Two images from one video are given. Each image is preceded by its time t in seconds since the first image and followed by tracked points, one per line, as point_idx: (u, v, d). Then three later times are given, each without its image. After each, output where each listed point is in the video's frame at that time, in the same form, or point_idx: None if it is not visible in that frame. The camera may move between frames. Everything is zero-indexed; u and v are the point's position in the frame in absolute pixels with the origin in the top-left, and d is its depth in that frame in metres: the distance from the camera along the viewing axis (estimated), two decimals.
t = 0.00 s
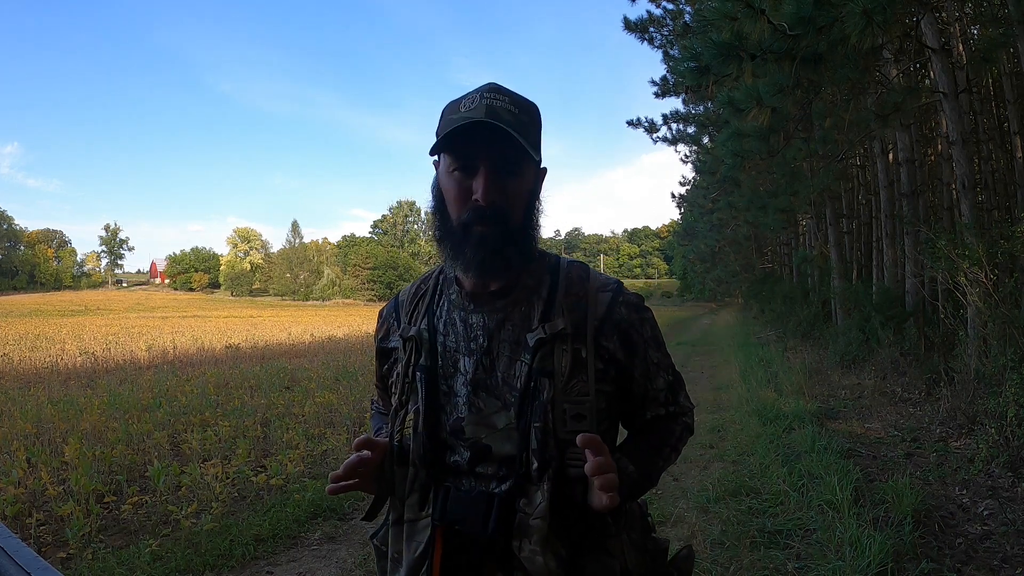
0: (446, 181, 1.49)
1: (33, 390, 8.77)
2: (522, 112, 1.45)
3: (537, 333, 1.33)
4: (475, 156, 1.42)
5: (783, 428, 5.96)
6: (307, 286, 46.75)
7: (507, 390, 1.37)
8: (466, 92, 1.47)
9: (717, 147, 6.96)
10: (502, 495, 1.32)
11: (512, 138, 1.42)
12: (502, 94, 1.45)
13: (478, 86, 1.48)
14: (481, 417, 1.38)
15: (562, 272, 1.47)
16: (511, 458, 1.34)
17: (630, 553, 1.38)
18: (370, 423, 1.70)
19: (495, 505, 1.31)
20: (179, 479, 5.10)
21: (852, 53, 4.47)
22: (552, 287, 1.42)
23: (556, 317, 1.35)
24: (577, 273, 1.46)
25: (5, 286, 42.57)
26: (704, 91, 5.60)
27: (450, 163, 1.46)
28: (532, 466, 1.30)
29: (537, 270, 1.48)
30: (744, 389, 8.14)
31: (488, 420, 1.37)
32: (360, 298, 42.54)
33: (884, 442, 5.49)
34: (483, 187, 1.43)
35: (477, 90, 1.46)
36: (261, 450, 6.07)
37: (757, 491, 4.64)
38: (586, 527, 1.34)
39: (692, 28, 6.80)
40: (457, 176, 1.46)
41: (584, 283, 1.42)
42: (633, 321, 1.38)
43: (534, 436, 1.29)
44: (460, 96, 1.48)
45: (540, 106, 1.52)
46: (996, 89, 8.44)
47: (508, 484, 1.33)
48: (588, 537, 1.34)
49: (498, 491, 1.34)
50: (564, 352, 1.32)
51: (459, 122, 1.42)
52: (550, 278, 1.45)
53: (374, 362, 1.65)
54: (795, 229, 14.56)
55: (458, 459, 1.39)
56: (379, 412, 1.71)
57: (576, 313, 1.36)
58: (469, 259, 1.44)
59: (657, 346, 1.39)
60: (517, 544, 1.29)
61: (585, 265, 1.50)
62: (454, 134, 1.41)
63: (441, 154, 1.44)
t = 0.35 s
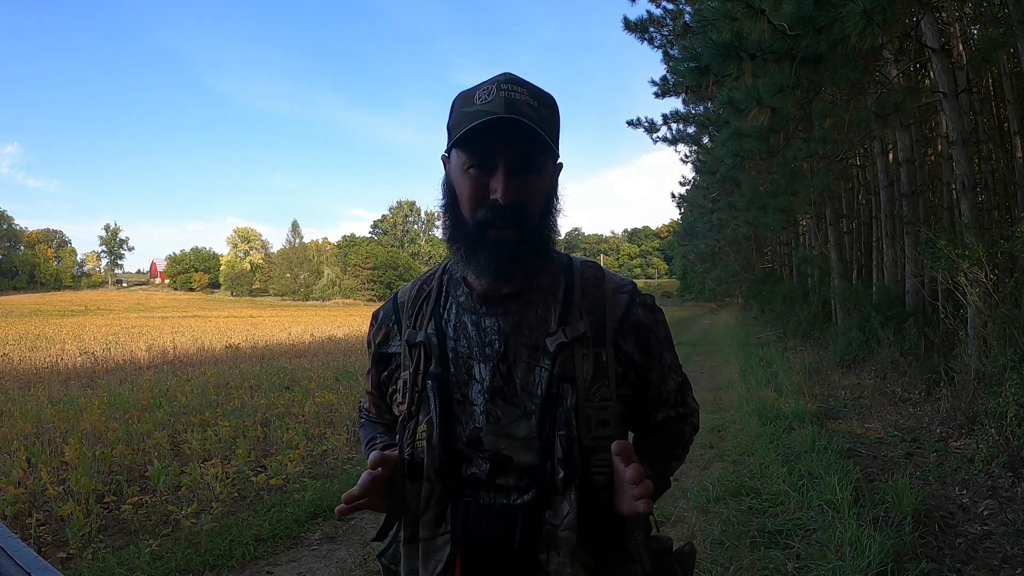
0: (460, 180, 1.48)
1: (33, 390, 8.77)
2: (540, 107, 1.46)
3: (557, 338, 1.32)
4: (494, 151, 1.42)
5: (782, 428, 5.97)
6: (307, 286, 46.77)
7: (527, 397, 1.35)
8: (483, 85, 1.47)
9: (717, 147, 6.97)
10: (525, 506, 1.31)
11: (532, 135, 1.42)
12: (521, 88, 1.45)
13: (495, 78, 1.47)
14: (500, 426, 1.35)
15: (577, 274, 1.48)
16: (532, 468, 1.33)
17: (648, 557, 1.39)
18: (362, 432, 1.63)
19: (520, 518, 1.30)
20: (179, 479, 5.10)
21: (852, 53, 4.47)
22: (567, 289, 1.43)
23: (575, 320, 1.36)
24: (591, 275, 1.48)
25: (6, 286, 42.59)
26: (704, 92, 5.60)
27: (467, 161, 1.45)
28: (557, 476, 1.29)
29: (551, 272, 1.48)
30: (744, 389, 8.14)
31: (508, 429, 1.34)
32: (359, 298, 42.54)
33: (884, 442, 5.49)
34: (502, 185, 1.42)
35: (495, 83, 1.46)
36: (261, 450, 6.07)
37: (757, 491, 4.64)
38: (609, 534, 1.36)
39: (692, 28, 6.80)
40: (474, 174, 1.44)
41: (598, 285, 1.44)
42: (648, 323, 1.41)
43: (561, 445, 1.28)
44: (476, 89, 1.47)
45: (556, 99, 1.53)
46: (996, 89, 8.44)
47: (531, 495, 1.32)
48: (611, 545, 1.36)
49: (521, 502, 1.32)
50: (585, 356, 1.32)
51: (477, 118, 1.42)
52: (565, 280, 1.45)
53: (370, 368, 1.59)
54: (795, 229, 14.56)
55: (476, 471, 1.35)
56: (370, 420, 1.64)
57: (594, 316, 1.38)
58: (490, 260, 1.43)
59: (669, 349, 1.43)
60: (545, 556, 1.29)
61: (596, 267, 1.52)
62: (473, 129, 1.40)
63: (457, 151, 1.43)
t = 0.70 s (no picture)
0: (469, 176, 1.48)
1: (33, 390, 8.77)
2: (548, 101, 1.47)
3: (564, 339, 1.33)
4: (503, 145, 1.42)
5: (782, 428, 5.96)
6: (307, 287, 46.78)
7: (534, 399, 1.36)
8: (490, 80, 1.47)
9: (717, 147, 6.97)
10: (532, 511, 1.31)
11: (541, 129, 1.43)
12: (528, 82, 1.46)
13: (501, 73, 1.48)
14: (506, 429, 1.35)
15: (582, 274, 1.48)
16: (539, 471, 1.33)
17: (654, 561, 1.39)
18: (362, 435, 1.62)
19: (528, 523, 1.29)
20: (179, 479, 5.10)
21: (851, 54, 4.47)
22: (573, 290, 1.43)
23: (582, 322, 1.36)
24: (598, 275, 1.48)
25: (6, 286, 42.59)
26: (704, 92, 5.60)
27: (475, 156, 1.44)
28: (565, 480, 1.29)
29: (557, 272, 1.48)
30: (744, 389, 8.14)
31: (514, 432, 1.35)
32: (359, 298, 42.55)
33: (884, 442, 5.49)
34: (512, 179, 1.43)
35: (502, 78, 1.46)
36: (261, 450, 6.07)
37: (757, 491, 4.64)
38: (616, 538, 1.35)
39: (691, 28, 6.80)
40: (482, 170, 1.45)
41: (605, 285, 1.44)
42: (655, 324, 1.41)
43: (568, 448, 1.28)
44: (483, 85, 1.48)
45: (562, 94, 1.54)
46: (997, 89, 8.43)
47: (538, 500, 1.31)
48: (618, 549, 1.35)
49: (527, 506, 1.32)
50: (591, 358, 1.33)
51: (485, 113, 1.42)
52: (571, 280, 1.46)
53: (371, 370, 1.59)
54: (795, 229, 14.56)
55: (481, 475, 1.35)
56: (370, 423, 1.64)
57: (601, 318, 1.38)
58: (501, 254, 1.42)
59: (677, 350, 1.42)
60: (552, 562, 1.29)
61: (602, 266, 1.52)
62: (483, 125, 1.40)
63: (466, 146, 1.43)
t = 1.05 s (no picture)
0: (478, 178, 1.45)
1: (33, 390, 8.77)
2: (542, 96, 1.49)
3: (570, 336, 1.35)
4: (512, 141, 1.41)
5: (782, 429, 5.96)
6: (307, 287, 46.78)
7: (542, 396, 1.36)
8: (482, 86, 1.48)
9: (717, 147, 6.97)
10: (543, 505, 1.31)
11: (542, 121, 1.44)
12: (520, 81, 1.48)
13: (490, 79, 1.50)
14: (515, 425, 1.35)
15: (585, 271, 1.49)
16: (549, 466, 1.33)
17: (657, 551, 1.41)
18: (360, 437, 1.60)
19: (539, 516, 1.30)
20: (179, 479, 5.09)
21: (852, 54, 4.47)
22: (578, 288, 1.45)
23: (587, 320, 1.38)
24: (600, 274, 1.50)
25: (6, 286, 42.59)
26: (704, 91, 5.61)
27: (485, 153, 1.43)
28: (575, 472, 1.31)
29: (562, 270, 1.49)
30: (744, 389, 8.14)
31: (523, 428, 1.35)
32: (359, 298, 42.56)
33: (884, 442, 5.49)
34: (524, 173, 1.42)
35: (493, 82, 1.48)
36: (261, 450, 6.07)
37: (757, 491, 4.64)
38: (623, 530, 1.36)
39: (692, 28, 6.80)
40: (491, 167, 1.43)
41: (607, 284, 1.46)
42: (656, 322, 1.45)
43: (576, 442, 1.29)
44: (477, 91, 1.48)
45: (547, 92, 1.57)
46: (996, 89, 8.43)
47: (548, 494, 1.32)
48: (625, 541, 1.36)
49: (538, 501, 1.32)
50: (596, 354, 1.35)
51: (488, 112, 1.42)
52: (575, 279, 1.47)
53: (372, 370, 1.57)
54: (795, 229, 14.56)
55: (492, 470, 1.35)
56: (371, 424, 1.61)
57: (605, 316, 1.40)
58: (519, 245, 1.40)
59: (677, 347, 1.46)
60: (564, 553, 1.29)
61: (602, 265, 1.54)
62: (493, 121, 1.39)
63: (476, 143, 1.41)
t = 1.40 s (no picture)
0: (490, 186, 1.43)
1: (33, 390, 8.77)
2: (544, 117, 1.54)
3: (557, 329, 1.39)
4: (530, 155, 1.41)
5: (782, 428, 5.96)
6: (308, 287, 46.80)
7: (534, 385, 1.38)
8: (492, 98, 1.48)
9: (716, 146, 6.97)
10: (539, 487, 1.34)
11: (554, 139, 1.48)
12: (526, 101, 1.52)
13: (496, 93, 1.50)
14: (511, 414, 1.37)
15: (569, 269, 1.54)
16: (545, 450, 1.35)
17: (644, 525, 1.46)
18: (356, 434, 1.58)
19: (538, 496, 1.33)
20: (179, 479, 5.09)
21: (852, 54, 4.47)
22: (563, 285, 1.48)
23: (572, 313, 1.42)
24: (584, 271, 1.54)
25: (6, 286, 42.58)
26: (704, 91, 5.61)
27: (504, 162, 1.40)
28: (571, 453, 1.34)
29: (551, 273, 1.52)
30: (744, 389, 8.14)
31: (518, 417, 1.37)
32: (360, 298, 42.58)
33: (884, 442, 5.49)
34: (538, 187, 1.43)
35: (503, 97, 1.49)
36: (261, 450, 6.07)
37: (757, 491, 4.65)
38: (613, 508, 1.40)
39: (691, 28, 6.81)
40: (506, 175, 1.41)
41: (589, 280, 1.50)
42: (636, 313, 1.48)
43: (569, 427, 1.34)
44: (486, 103, 1.47)
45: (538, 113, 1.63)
46: (996, 89, 8.43)
47: (544, 476, 1.35)
48: (616, 516, 1.40)
49: (535, 483, 1.35)
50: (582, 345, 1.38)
51: (505, 125, 1.43)
52: (561, 278, 1.50)
53: (370, 369, 1.55)
54: (795, 229, 14.56)
55: (492, 457, 1.36)
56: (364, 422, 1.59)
57: (588, 309, 1.44)
58: (532, 255, 1.41)
59: (653, 336, 1.50)
60: (564, 527, 1.33)
61: (583, 263, 1.58)
62: (523, 137, 1.37)
63: (501, 153, 1.38)
